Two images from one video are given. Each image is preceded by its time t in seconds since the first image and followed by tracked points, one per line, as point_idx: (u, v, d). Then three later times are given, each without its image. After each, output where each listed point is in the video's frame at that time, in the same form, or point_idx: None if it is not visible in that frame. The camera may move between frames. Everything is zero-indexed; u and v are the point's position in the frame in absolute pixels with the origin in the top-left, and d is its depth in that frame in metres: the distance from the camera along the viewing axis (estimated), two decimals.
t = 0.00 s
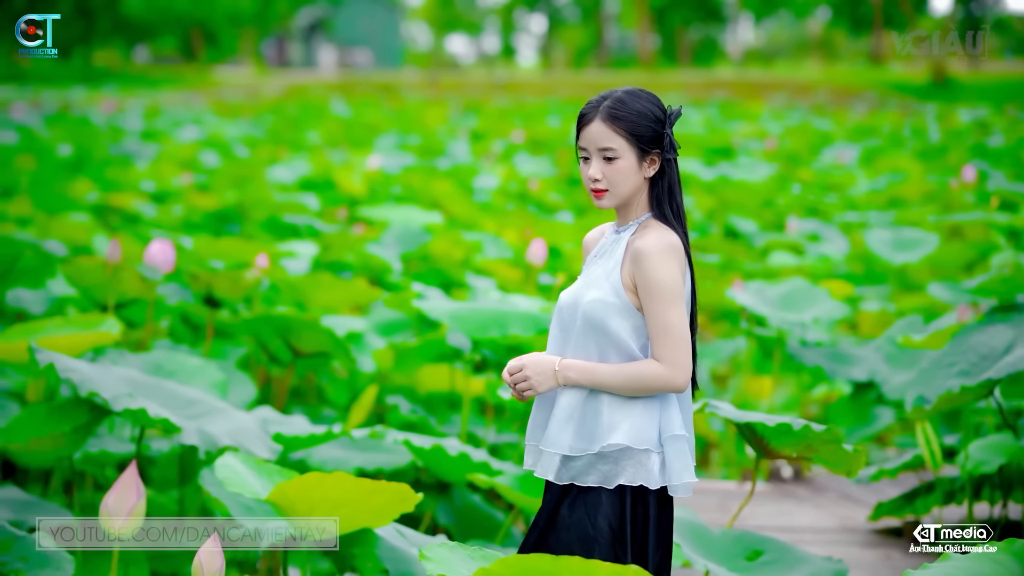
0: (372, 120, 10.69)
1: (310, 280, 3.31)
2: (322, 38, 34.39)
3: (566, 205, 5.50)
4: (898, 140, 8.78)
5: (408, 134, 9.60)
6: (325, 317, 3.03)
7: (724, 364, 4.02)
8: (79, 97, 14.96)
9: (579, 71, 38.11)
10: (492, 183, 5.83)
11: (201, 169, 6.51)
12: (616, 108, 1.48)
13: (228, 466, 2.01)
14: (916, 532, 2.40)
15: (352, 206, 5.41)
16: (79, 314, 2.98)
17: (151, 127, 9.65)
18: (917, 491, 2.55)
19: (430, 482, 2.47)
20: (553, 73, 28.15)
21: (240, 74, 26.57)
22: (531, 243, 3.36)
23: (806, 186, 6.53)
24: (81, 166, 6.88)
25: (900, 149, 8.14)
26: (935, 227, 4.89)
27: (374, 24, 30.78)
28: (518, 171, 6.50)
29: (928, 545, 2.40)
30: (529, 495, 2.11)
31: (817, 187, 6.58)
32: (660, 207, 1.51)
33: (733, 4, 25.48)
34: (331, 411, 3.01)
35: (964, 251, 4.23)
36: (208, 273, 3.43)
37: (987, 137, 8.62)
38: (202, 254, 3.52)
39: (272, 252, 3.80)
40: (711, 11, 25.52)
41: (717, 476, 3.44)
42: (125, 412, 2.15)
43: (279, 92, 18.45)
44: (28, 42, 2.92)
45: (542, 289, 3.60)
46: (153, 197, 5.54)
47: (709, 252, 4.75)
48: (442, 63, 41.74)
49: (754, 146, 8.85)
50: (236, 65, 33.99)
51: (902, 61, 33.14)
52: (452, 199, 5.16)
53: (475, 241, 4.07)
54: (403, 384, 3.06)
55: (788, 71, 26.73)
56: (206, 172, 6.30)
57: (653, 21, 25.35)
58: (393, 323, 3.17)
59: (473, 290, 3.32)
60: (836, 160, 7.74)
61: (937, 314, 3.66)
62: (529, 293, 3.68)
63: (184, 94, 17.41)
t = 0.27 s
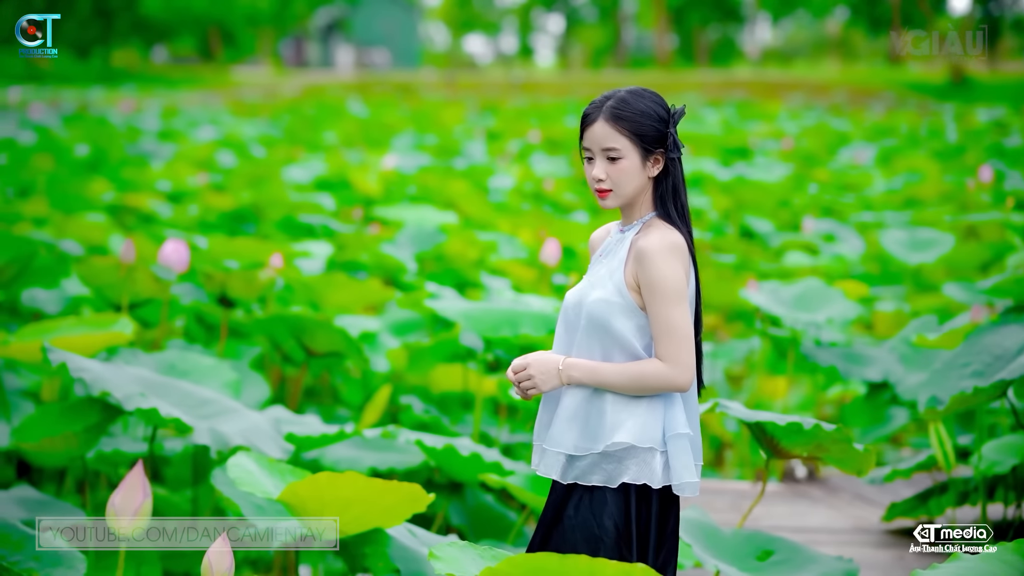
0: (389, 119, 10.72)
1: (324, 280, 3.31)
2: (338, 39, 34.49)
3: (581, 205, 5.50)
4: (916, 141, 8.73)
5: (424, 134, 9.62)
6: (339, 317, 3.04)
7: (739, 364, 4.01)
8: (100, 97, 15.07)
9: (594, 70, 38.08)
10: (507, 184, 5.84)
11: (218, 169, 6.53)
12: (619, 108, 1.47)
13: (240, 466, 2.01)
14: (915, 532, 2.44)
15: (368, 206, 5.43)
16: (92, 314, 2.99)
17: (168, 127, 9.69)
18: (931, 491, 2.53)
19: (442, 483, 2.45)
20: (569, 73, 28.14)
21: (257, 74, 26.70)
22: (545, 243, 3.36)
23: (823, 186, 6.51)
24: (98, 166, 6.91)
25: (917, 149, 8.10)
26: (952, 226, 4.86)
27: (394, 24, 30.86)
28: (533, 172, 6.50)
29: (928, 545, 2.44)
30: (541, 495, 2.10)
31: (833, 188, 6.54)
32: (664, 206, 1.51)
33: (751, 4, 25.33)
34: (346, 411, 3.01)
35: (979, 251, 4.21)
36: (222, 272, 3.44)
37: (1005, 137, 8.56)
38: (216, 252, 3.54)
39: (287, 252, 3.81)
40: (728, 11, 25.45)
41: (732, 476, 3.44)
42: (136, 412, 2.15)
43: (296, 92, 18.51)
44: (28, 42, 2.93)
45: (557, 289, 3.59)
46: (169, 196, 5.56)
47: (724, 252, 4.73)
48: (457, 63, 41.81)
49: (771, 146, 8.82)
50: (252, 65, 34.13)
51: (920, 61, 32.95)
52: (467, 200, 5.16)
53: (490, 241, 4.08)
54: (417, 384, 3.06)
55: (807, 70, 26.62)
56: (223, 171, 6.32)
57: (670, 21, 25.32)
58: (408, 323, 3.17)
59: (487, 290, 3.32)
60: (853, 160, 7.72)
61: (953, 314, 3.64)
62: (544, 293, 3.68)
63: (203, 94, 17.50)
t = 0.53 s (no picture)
0: (405, 119, 10.74)
1: (338, 280, 3.32)
2: (353, 39, 34.58)
3: (596, 205, 5.49)
4: (934, 141, 8.68)
5: (440, 134, 9.63)
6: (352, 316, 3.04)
7: (753, 363, 4.00)
8: (119, 97, 15.16)
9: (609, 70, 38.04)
10: (522, 184, 5.84)
11: (233, 168, 6.57)
12: (623, 108, 1.47)
13: (253, 464, 2.02)
14: (915, 531, 2.45)
15: (383, 206, 5.46)
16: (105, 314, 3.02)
17: (184, 127, 9.75)
18: (944, 491, 2.51)
19: (455, 482, 2.43)
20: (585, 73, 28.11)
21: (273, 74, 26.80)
22: (558, 242, 3.35)
23: (839, 186, 6.49)
24: (114, 166, 6.95)
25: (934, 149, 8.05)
26: (969, 227, 4.83)
27: (410, 24, 30.92)
28: (548, 171, 6.50)
29: (928, 545, 2.45)
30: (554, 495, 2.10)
31: (849, 188, 6.51)
32: (668, 206, 1.50)
33: (769, 4, 25.22)
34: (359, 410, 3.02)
35: (995, 252, 4.18)
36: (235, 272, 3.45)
37: None
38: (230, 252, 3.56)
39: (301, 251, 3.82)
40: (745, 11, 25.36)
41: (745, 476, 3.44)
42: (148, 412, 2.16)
43: (313, 92, 18.57)
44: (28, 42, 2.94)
45: (570, 289, 3.59)
46: (185, 196, 5.58)
47: (739, 252, 4.72)
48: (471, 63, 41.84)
49: (786, 145, 8.79)
50: (268, 65, 34.27)
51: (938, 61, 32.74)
52: (482, 200, 5.17)
53: (504, 241, 4.09)
54: (431, 383, 3.06)
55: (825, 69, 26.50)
56: (238, 171, 6.35)
57: (687, 21, 25.27)
58: (421, 322, 3.17)
59: (501, 290, 3.32)
60: (870, 160, 7.69)
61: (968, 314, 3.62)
62: (558, 294, 3.68)
63: (221, 94, 17.58)
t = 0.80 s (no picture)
0: (423, 119, 10.77)
1: (353, 279, 3.32)
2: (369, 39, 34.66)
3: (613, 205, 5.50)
4: (953, 141, 8.64)
5: (457, 133, 9.65)
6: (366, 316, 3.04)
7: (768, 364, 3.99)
8: (139, 98, 15.26)
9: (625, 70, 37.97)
10: (538, 184, 5.84)
11: (249, 168, 6.60)
12: (628, 106, 1.46)
13: (266, 463, 2.03)
14: (916, 533, 2.44)
15: (398, 205, 5.50)
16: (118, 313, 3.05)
17: (201, 126, 9.79)
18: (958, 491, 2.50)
19: (468, 482, 2.43)
20: (601, 73, 28.09)
21: (290, 73, 26.90)
22: (573, 242, 3.35)
23: (856, 186, 6.47)
24: (132, 166, 6.99)
25: (952, 149, 8.01)
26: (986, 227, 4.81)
27: (426, 24, 30.95)
28: (565, 172, 6.51)
29: (928, 545, 2.45)
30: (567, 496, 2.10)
31: (866, 188, 6.48)
32: (671, 206, 1.50)
33: (787, 3, 25.08)
34: (375, 410, 3.03)
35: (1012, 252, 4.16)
36: (250, 271, 3.46)
37: None
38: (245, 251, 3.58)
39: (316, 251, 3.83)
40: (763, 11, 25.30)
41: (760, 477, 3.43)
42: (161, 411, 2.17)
43: (331, 92, 18.62)
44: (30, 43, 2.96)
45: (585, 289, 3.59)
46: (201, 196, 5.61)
47: (754, 251, 4.70)
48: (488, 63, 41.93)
49: (803, 145, 8.75)
50: (285, 65, 34.40)
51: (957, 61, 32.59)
52: (498, 199, 5.18)
53: (520, 240, 4.10)
54: (445, 382, 3.06)
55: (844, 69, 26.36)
56: (254, 170, 6.38)
57: (704, 21, 25.23)
58: (436, 322, 3.19)
59: (517, 290, 3.33)
60: (887, 160, 7.67)
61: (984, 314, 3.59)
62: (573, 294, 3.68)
63: (239, 94, 17.66)
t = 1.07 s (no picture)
0: (440, 118, 10.77)
1: (367, 279, 3.32)
2: (384, 39, 34.72)
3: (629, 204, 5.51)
4: (972, 141, 8.57)
5: (474, 133, 9.65)
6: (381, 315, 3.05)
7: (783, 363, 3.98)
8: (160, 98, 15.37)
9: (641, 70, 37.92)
10: (554, 184, 5.84)
11: (266, 167, 6.63)
12: (633, 105, 1.47)
13: (279, 462, 2.04)
14: (916, 533, 2.41)
15: (414, 205, 5.51)
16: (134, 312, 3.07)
17: (219, 126, 9.85)
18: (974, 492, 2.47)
19: (482, 481, 2.43)
20: (618, 72, 28.03)
21: (307, 74, 27.00)
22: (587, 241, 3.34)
23: (873, 186, 6.45)
24: (150, 165, 7.03)
25: (972, 149, 7.96)
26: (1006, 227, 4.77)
27: (443, 24, 31.00)
28: (581, 171, 6.51)
29: (928, 545, 2.42)
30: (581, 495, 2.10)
31: (884, 188, 6.44)
32: (674, 207, 1.50)
33: (805, 3, 24.98)
34: (390, 410, 3.04)
35: None
36: (265, 271, 3.48)
37: None
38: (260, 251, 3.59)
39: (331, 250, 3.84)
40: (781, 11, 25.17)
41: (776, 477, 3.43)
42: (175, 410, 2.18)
43: (350, 92, 18.69)
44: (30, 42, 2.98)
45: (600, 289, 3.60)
46: (218, 195, 5.63)
47: (770, 251, 4.69)
48: (502, 63, 41.91)
49: (820, 145, 8.72)
50: (302, 65, 34.54)
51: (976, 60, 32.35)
52: (514, 199, 5.18)
53: (535, 240, 4.10)
54: (460, 382, 3.07)
55: (863, 68, 26.17)
56: (271, 169, 6.41)
57: (722, 20, 25.13)
58: (451, 322, 3.20)
59: (532, 290, 3.33)
60: (905, 160, 7.63)
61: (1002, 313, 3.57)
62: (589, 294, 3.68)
63: (259, 94, 17.74)
